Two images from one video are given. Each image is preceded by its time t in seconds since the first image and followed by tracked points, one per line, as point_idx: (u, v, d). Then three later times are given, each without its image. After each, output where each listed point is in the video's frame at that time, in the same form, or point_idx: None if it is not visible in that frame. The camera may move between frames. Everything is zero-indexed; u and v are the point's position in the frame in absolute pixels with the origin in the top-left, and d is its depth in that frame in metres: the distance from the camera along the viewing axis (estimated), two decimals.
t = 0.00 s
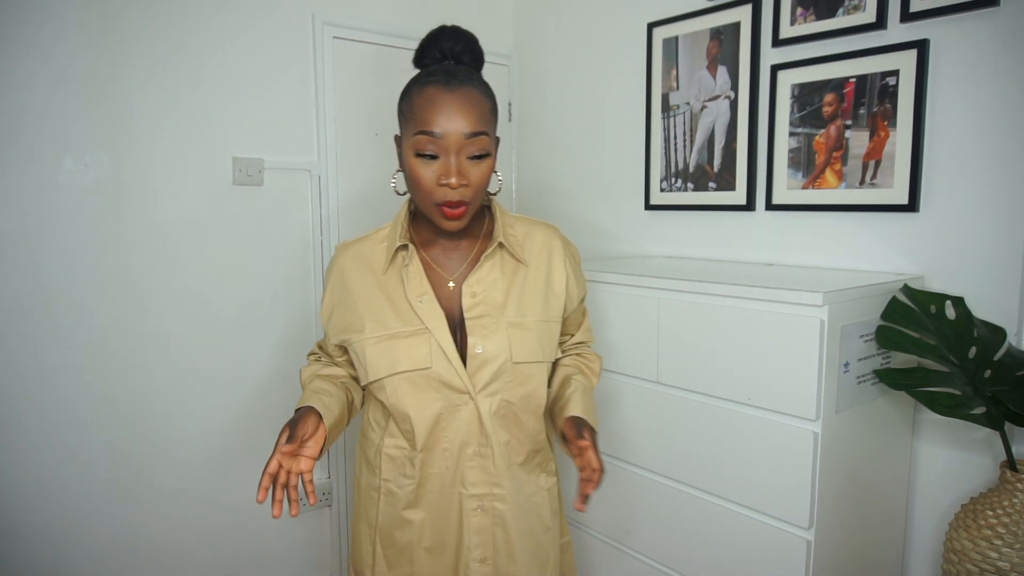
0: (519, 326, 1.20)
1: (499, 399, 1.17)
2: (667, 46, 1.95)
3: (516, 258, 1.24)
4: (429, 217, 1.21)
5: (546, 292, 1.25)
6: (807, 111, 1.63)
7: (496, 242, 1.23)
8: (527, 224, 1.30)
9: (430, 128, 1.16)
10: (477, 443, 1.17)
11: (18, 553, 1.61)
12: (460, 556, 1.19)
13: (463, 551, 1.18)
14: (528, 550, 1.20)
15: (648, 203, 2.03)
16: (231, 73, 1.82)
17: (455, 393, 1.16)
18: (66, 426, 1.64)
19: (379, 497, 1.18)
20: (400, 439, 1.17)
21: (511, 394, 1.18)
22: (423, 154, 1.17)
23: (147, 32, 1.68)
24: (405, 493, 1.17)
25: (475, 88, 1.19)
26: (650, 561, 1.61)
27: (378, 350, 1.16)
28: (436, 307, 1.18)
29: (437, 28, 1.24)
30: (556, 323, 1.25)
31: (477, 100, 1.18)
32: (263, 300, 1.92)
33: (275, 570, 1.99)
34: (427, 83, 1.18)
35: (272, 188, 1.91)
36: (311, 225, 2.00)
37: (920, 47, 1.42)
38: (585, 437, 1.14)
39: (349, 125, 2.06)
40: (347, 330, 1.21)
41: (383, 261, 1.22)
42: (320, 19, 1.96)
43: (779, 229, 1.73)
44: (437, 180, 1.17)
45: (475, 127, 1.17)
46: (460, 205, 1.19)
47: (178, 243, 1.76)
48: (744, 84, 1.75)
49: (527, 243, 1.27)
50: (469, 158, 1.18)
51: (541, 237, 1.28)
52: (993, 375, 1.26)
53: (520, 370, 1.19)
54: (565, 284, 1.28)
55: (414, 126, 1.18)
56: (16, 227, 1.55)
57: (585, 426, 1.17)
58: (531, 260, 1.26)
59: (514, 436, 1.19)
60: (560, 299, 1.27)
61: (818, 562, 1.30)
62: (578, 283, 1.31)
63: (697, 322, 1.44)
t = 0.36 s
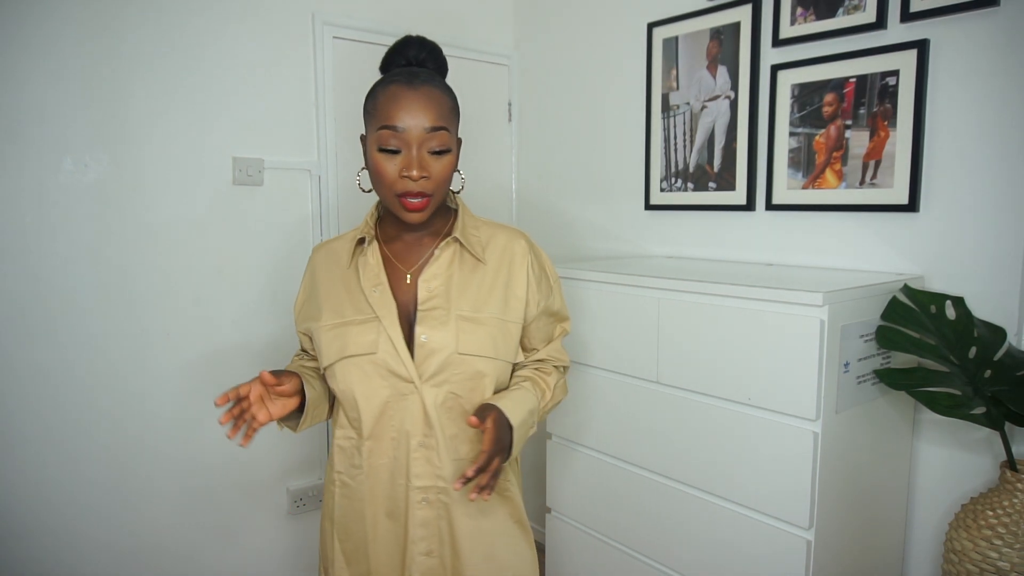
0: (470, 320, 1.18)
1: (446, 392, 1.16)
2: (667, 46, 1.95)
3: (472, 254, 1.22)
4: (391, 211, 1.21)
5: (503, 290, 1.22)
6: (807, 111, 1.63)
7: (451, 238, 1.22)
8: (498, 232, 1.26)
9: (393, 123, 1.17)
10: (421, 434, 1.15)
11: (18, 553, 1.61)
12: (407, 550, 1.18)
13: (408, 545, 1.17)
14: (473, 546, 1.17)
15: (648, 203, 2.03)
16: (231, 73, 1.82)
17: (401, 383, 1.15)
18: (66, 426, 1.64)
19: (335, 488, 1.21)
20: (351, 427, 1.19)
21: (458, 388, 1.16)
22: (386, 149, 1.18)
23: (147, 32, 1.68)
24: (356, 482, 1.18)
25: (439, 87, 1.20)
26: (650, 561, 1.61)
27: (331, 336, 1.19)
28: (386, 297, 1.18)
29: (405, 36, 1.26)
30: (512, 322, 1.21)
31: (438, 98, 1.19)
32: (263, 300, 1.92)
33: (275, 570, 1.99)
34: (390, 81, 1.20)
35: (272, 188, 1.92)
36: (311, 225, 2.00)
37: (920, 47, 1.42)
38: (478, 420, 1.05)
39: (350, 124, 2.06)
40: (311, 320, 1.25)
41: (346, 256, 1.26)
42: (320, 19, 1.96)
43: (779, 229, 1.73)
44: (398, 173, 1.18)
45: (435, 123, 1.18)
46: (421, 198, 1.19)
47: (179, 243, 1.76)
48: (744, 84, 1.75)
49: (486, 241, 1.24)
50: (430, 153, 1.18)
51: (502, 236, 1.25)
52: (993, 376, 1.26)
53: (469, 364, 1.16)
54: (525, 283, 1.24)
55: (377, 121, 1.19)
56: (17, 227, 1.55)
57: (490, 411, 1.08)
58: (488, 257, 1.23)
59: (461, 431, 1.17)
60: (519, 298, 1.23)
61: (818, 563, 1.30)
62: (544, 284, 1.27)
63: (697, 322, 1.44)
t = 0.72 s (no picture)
0: (450, 317, 1.16)
1: (420, 388, 1.13)
2: (667, 46, 1.95)
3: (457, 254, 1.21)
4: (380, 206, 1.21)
5: (486, 289, 1.20)
6: (807, 111, 1.63)
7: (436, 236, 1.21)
8: (490, 233, 1.24)
9: (381, 118, 1.18)
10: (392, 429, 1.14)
11: (19, 554, 1.61)
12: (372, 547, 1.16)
13: (370, 542, 1.16)
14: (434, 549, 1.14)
15: (648, 203, 2.03)
16: (231, 73, 1.82)
17: (379, 377, 1.15)
18: (67, 427, 1.64)
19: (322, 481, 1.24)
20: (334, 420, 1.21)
21: (432, 384, 1.14)
22: (374, 144, 1.18)
23: (147, 32, 1.68)
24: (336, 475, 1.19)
25: (431, 85, 1.21)
26: (651, 561, 1.61)
27: (320, 329, 1.22)
28: (368, 292, 1.19)
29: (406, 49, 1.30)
30: (493, 321, 1.18)
31: (428, 95, 1.19)
32: (264, 300, 1.92)
33: (276, 570, 1.99)
34: (384, 81, 1.21)
35: (272, 189, 1.92)
36: (311, 226, 2.00)
37: (920, 47, 1.42)
38: (387, 426, 1.04)
39: (350, 125, 2.05)
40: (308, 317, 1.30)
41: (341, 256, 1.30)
42: (320, 19, 1.96)
43: (778, 229, 1.73)
44: (385, 167, 1.18)
45: (422, 118, 1.18)
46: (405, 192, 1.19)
47: (179, 244, 1.76)
48: (744, 84, 1.75)
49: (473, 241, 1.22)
50: (417, 148, 1.18)
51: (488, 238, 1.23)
52: (993, 376, 1.26)
53: (445, 361, 1.14)
54: (511, 284, 1.20)
55: (368, 117, 1.20)
56: (17, 228, 1.55)
57: (410, 418, 1.05)
58: (473, 258, 1.21)
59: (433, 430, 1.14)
60: (504, 299, 1.20)
61: (819, 563, 1.30)
62: (534, 287, 1.22)
63: (697, 322, 1.44)
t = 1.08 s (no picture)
0: (477, 319, 1.18)
1: (453, 391, 1.15)
2: (667, 46, 1.95)
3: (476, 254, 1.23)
4: (394, 205, 1.21)
5: (507, 290, 1.24)
6: (807, 111, 1.63)
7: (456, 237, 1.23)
8: (502, 234, 1.28)
9: (394, 114, 1.18)
10: (425, 433, 1.13)
11: (18, 554, 1.60)
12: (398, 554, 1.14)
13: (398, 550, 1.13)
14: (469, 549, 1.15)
15: (648, 203, 2.03)
16: (231, 73, 1.82)
17: (409, 382, 1.14)
18: (67, 426, 1.64)
19: (340, 495, 1.19)
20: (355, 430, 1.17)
21: (465, 387, 1.15)
22: (387, 140, 1.19)
23: (147, 31, 1.68)
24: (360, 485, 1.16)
25: (441, 84, 1.22)
26: (651, 562, 1.61)
27: (339, 337, 1.18)
28: (392, 296, 1.18)
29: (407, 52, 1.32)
30: (516, 322, 1.22)
31: (442, 93, 1.21)
32: (264, 300, 1.92)
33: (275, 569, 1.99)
34: (393, 79, 1.22)
35: (272, 189, 1.92)
36: (311, 225, 2.00)
37: (920, 47, 1.42)
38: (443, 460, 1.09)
39: (350, 124, 2.06)
40: (314, 324, 1.24)
41: (348, 259, 1.25)
42: (320, 19, 1.96)
43: (779, 229, 1.73)
44: (401, 164, 1.18)
45: (436, 114, 1.19)
46: (422, 189, 1.19)
47: (179, 243, 1.76)
48: (744, 84, 1.75)
49: (489, 241, 1.26)
50: (431, 144, 1.19)
51: (503, 238, 1.27)
52: (993, 375, 1.26)
53: (477, 363, 1.16)
54: (528, 284, 1.25)
55: (379, 115, 1.20)
56: (17, 227, 1.55)
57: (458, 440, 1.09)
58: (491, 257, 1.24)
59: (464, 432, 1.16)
60: (523, 298, 1.24)
61: (818, 563, 1.30)
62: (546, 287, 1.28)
63: (697, 322, 1.44)
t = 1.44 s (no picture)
0: (499, 321, 1.22)
1: (480, 392, 1.17)
2: (667, 46, 1.95)
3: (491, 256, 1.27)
4: (411, 204, 1.21)
5: (520, 292, 1.28)
6: (807, 111, 1.63)
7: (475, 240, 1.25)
8: (509, 236, 1.33)
9: (412, 112, 1.18)
10: (457, 435, 1.15)
11: (17, 554, 1.60)
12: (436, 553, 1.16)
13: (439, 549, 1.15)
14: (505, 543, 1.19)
15: (648, 203, 2.03)
16: (230, 73, 1.82)
17: (437, 385, 1.15)
18: (66, 426, 1.64)
19: (361, 500, 1.16)
20: (381, 435, 1.15)
21: (490, 388, 1.18)
22: (404, 139, 1.19)
23: (147, 31, 1.68)
24: (387, 490, 1.15)
25: (454, 83, 1.24)
26: (650, 562, 1.61)
27: (363, 342, 1.15)
28: (417, 300, 1.18)
29: (413, 56, 1.34)
30: (531, 322, 1.28)
31: (457, 92, 1.22)
32: (263, 300, 1.92)
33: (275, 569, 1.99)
34: (407, 79, 1.22)
35: (271, 189, 1.92)
36: (311, 225, 2.00)
37: (920, 47, 1.42)
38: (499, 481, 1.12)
39: (350, 125, 2.06)
40: (327, 328, 1.18)
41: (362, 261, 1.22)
42: (320, 19, 1.96)
43: (779, 230, 1.73)
44: (419, 163, 1.18)
45: (453, 113, 1.20)
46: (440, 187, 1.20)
47: (179, 243, 1.76)
48: (744, 84, 1.75)
49: (501, 244, 1.30)
50: (449, 142, 1.20)
51: (512, 240, 1.32)
52: (992, 375, 1.26)
53: (502, 364, 1.20)
54: (537, 285, 1.31)
55: (395, 114, 1.20)
56: (16, 227, 1.55)
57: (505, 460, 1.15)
58: (505, 259, 1.29)
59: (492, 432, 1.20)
60: (534, 298, 1.30)
61: (818, 563, 1.30)
62: (549, 288, 1.36)
63: (697, 323, 1.44)
